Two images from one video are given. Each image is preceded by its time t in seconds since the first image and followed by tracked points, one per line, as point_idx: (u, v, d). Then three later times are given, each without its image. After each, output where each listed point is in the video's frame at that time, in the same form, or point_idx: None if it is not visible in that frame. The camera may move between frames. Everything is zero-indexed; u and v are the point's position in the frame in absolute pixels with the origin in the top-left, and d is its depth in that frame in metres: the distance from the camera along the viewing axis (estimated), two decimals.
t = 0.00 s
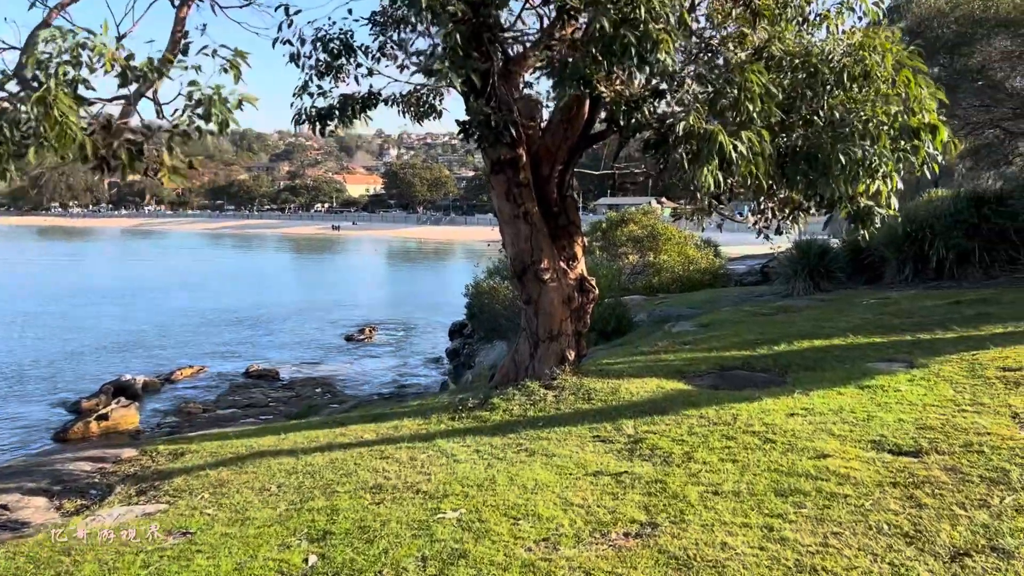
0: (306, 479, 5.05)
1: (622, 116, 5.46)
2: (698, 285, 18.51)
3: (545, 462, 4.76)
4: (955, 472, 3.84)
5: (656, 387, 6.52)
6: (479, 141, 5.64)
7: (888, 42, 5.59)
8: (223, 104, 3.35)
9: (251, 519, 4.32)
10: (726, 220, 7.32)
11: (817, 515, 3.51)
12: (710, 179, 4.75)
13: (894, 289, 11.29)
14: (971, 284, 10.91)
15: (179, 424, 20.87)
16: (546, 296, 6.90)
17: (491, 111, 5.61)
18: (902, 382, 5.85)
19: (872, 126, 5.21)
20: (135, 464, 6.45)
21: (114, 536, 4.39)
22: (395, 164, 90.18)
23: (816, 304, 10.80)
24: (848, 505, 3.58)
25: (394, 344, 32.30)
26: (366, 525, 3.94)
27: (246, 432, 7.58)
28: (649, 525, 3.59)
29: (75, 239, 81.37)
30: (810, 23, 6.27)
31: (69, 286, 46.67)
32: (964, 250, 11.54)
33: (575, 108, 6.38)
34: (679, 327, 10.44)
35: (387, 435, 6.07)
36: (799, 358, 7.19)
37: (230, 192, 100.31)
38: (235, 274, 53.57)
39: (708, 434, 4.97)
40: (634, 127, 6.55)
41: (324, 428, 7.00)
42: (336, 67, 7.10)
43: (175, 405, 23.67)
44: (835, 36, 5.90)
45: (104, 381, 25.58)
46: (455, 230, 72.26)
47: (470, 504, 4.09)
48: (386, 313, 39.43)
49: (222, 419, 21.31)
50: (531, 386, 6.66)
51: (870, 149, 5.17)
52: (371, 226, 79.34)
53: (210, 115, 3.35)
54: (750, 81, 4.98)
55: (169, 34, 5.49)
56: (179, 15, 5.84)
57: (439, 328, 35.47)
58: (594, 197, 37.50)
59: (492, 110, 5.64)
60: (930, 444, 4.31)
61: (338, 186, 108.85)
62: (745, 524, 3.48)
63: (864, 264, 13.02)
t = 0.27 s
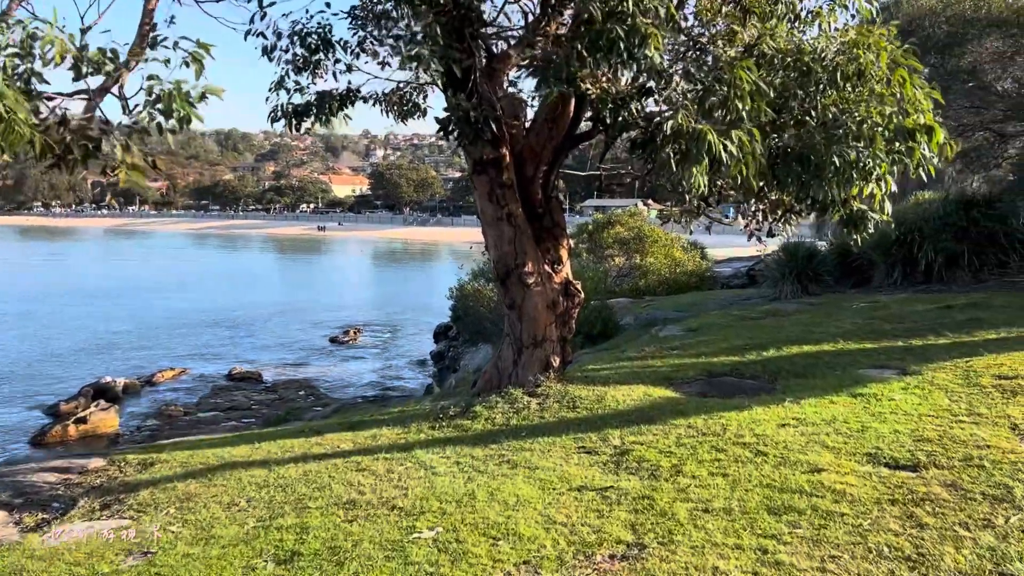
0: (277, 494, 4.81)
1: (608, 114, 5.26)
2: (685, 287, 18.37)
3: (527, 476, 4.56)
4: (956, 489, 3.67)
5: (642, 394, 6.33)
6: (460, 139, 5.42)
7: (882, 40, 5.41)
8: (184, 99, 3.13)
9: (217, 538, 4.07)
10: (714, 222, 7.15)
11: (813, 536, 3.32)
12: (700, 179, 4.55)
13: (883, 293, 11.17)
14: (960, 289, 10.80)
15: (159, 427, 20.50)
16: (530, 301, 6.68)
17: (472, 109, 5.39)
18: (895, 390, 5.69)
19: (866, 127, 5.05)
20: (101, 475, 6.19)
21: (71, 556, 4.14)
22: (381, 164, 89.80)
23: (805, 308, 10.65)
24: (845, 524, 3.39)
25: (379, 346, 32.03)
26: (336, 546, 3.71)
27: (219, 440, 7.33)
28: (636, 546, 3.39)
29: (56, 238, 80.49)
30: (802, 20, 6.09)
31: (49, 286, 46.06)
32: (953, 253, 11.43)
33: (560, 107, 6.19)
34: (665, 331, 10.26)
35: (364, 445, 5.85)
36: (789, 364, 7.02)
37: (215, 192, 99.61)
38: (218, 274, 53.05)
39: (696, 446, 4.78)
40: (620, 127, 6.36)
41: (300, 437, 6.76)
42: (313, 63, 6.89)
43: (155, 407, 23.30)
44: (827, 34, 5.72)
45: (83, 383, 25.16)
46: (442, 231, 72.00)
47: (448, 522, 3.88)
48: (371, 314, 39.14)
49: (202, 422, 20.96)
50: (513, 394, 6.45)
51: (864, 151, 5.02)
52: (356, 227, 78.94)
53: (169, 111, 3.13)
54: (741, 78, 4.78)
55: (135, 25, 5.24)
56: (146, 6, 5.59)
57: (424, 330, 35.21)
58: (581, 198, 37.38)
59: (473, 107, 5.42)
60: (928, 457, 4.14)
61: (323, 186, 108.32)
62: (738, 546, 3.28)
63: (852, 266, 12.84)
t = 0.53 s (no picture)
0: (252, 506, 4.59)
1: (598, 108, 5.07)
2: (674, 288, 18.21)
3: (515, 486, 4.35)
4: (965, 502, 3.49)
5: (633, 399, 6.13)
6: (444, 134, 5.21)
7: (881, 33, 5.22)
8: (142, 85, 2.91)
9: (186, 553, 3.85)
10: (706, 223, 6.97)
11: (817, 553, 3.12)
12: (695, 176, 4.37)
13: (875, 294, 11.03)
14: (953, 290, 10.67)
15: (141, 430, 20.17)
16: (517, 302, 6.44)
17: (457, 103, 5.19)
18: (894, 395, 5.51)
19: (865, 123, 4.87)
20: (70, 483, 5.94)
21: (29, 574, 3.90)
22: (369, 164, 89.40)
23: (796, 310, 10.50)
24: (850, 541, 3.21)
25: (365, 347, 31.74)
26: (310, 563, 3.50)
27: (196, 447, 7.08)
28: (630, 564, 3.19)
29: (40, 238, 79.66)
30: (798, 13, 5.90)
31: (31, 287, 45.47)
32: (945, 255, 11.30)
33: (548, 102, 6.00)
34: (655, 333, 10.08)
35: (345, 452, 5.63)
36: (783, 368, 6.85)
37: (201, 192, 98.95)
38: (203, 275, 52.57)
39: (690, 454, 4.58)
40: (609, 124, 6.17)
41: (279, 444, 6.53)
42: (293, 57, 6.67)
43: (137, 410, 22.94)
44: (824, 28, 5.53)
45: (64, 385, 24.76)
46: (429, 231, 71.72)
47: (431, 538, 3.67)
48: (357, 315, 38.84)
49: (185, 425, 20.64)
50: (500, 398, 6.25)
51: (863, 147, 4.85)
52: (343, 227, 78.54)
53: (128, 99, 2.90)
54: (738, 71, 4.62)
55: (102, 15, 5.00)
56: None
57: (411, 331, 34.93)
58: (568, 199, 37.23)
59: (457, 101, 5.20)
60: (933, 466, 3.96)
61: (310, 186, 107.80)
62: (739, 565, 3.08)
63: (843, 267, 12.61)
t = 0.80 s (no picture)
0: (229, 522, 4.35)
1: (592, 104, 4.88)
2: (664, 290, 18.03)
3: (505, 502, 4.14)
4: (982, 520, 3.30)
5: (627, 406, 5.93)
6: (432, 131, 5.00)
7: (885, 27, 5.03)
8: (102, 76, 2.69)
9: None
10: (701, 225, 6.79)
11: None
12: (694, 173, 4.25)
13: (870, 296, 10.87)
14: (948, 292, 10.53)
15: (125, 434, 19.83)
16: (507, 306, 6.21)
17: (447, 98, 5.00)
18: (897, 402, 5.33)
19: (868, 120, 4.69)
20: (40, 496, 5.68)
21: None
22: (357, 165, 88.99)
23: (790, 312, 10.33)
24: (863, 564, 3.02)
25: (353, 349, 31.46)
26: None
27: (174, 456, 6.83)
28: None
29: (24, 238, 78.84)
30: (798, 7, 5.69)
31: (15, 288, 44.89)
32: (939, 256, 11.17)
33: (539, 98, 5.82)
34: (647, 336, 9.89)
35: (328, 464, 5.41)
36: (780, 373, 6.66)
37: (188, 192, 98.24)
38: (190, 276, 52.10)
39: (689, 466, 4.38)
40: (603, 121, 5.99)
41: (261, 453, 6.29)
42: (275, 51, 6.44)
43: (120, 413, 22.58)
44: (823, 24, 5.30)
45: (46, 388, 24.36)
46: (417, 232, 71.41)
47: (417, 559, 3.46)
48: (345, 316, 38.54)
49: (170, 428, 20.32)
50: (490, 405, 6.04)
51: (867, 145, 4.66)
52: (331, 228, 78.13)
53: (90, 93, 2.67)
54: (742, 64, 4.49)
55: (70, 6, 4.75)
56: None
57: (399, 333, 34.65)
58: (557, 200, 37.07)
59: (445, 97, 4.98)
60: (944, 480, 3.78)
61: (298, 186, 107.24)
62: None
63: (835, 269, 12.61)
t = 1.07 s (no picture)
0: (201, 541, 4.14)
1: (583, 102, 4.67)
2: (653, 291, 17.88)
3: (493, 519, 3.95)
4: (996, 541, 3.13)
5: (619, 414, 5.75)
6: (415, 129, 4.78)
7: (885, 23, 4.86)
8: (64, 73, 2.59)
9: None
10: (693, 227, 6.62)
11: None
12: (690, 172, 4.08)
13: (862, 298, 10.75)
14: (941, 294, 10.41)
15: (108, 438, 19.51)
16: (495, 311, 5.99)
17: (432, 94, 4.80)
18: (897, 410, 5.17)
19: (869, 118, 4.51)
20: (8, 510, 5.45)
21: None
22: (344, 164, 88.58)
23: (782, 314, 10.18)
24: None
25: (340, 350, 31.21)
26: None
27: (150, 468, 6.59)
28: None
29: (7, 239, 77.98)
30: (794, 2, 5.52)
31: None
32: (932, 257, 11.06)
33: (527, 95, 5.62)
34: (637, 339, 9.72)
35: (309, 476, 5.20)
36: (774, 378, 6.49)
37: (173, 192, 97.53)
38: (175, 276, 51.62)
39: (684, 479, 4.20)
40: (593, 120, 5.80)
41: (239, 464, 6.07)
42: (253, 46, 6.21)
43: (103, 416, 22.24)
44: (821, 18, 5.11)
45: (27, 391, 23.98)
46: (405, 232, 71.12)
47: None
48: (332, 317, 38.26)
49: (154, 432, 20.02)
50: (477, 413, 5.84)
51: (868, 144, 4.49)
52: (318, 228, 77.72)
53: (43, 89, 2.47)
54: (742, 58, 4.32)
55: None
56: None
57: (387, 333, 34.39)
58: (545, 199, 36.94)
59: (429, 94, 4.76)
60: (952, 494, 3.61)
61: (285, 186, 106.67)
62: None
63: (827, 270, 12.39)
